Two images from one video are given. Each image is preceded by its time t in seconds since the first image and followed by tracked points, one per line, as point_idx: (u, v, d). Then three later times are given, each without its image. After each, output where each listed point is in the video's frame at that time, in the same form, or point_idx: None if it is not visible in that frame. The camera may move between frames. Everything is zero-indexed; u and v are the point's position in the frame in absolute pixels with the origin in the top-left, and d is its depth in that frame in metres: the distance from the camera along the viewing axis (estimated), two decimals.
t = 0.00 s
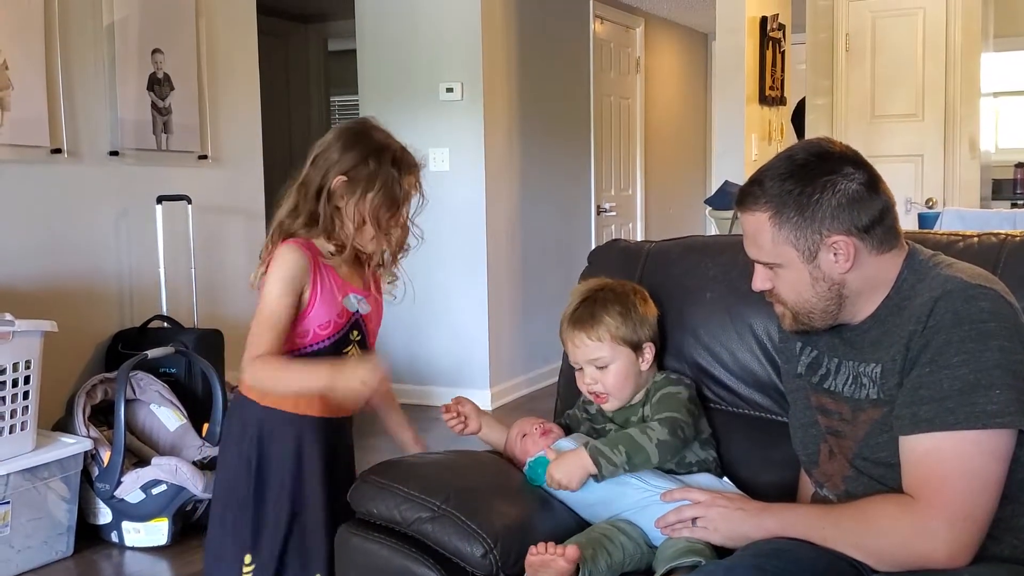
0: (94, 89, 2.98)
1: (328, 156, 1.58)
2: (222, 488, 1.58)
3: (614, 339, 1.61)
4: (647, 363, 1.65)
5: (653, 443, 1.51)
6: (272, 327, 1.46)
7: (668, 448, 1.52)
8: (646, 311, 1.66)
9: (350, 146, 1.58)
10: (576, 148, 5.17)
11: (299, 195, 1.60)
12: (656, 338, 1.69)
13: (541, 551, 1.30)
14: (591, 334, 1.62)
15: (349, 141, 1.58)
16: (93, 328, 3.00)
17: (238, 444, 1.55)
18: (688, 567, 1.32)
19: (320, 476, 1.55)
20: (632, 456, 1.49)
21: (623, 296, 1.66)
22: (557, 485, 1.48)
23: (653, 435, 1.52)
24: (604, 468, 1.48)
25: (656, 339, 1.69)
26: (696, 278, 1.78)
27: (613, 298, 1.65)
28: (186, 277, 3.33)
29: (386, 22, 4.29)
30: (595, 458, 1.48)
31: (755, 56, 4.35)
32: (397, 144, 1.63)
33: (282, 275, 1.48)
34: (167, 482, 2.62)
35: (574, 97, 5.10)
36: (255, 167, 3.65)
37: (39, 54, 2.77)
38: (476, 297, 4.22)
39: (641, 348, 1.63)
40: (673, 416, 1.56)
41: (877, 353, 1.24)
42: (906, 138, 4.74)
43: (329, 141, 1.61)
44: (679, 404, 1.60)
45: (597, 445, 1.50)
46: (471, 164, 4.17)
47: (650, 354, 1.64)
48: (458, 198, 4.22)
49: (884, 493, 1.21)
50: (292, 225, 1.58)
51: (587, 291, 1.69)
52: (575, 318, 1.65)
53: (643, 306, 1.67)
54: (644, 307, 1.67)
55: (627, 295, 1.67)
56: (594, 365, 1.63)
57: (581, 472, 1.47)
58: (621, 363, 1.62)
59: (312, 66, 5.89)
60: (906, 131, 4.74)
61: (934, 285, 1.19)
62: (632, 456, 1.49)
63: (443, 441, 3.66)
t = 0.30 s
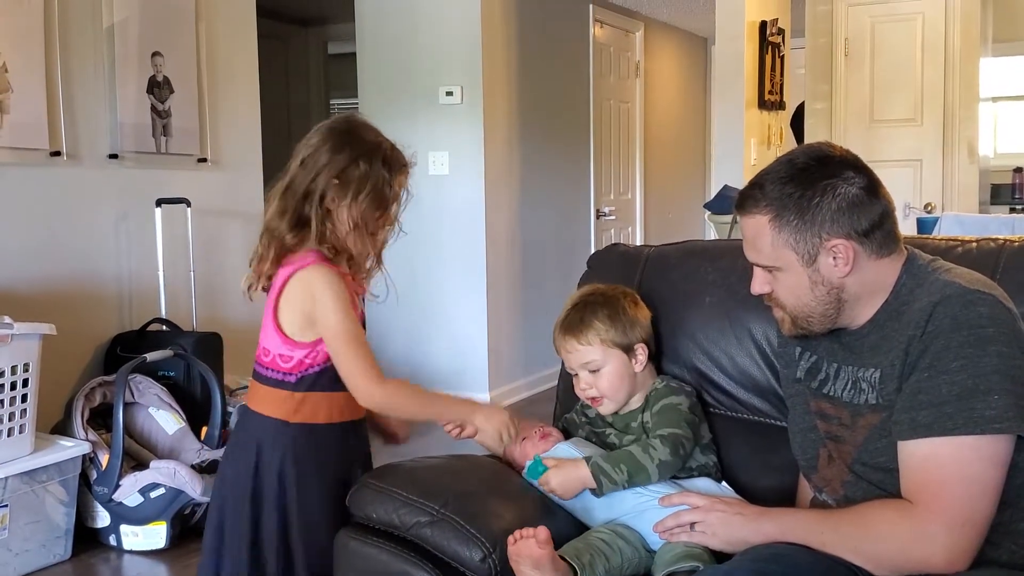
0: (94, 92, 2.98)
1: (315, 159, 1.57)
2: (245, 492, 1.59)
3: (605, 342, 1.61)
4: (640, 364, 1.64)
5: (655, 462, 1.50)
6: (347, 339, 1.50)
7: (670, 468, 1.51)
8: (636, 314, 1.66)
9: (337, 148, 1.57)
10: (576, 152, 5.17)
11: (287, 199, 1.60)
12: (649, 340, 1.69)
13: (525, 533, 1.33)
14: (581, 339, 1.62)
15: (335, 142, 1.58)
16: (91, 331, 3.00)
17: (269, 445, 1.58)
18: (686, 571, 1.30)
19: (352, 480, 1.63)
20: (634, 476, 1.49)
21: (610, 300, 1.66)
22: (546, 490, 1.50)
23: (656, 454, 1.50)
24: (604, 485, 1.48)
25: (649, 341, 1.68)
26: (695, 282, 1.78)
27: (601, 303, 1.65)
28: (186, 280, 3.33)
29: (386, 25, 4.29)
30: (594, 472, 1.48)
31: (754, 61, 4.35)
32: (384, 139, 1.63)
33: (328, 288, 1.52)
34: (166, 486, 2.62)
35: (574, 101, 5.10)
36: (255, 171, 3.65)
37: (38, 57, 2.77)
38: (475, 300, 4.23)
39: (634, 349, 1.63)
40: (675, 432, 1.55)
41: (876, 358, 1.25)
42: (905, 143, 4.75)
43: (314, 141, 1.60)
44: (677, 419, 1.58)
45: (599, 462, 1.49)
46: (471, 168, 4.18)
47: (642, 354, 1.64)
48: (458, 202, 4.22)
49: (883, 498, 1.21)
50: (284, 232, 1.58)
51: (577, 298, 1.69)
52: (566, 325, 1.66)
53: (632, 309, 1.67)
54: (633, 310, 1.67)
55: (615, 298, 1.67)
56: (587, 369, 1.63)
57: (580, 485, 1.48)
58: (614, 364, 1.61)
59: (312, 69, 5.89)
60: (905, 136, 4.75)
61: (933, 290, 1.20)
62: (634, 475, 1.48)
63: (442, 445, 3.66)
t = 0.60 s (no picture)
0: (93, 95, 2.98)
1: (362, 166, 1.65)
2: (297, 483, 1.64)
3: (623, 343, 1.61)
4: (655, 370, 1.63)
5: (657, 473, 1.49)
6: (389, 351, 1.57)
7: (671, 479, 1.51)
8: (657, 318, 1.66)
9: (383, 156, 1.66)
10: (576, 157, 5.18)
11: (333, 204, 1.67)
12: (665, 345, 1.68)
13: (529, 527, 1.33)
14: (599, 336, 1.62)
15: (380, 150, 1.66)
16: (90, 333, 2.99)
17: (318, 432, 1.65)
18: None
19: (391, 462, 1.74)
20: (635, 483, 1.48)
21: (634, 301, 1.66)
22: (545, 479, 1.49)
23: (658, 465, 1.50)
24: (604, 488, 1.48)
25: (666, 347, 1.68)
26: (694, 287, 1.78)
27: (624, 303, 1.65)
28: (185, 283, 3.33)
29: (386, 29, 4.30)
30: (597, 474, 1.48)
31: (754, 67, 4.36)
32: (421, 146, 1.72)
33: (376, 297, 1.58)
34: (163, 490, 2.61)
35: (574, 106, 5.10)
36: (255, 174, 3.65)
37: (39, 60, 2.77)
38: (474, 304, 4.23)
39: (650, 354, 1.62)
40: (679, 445, 1.54)
41: (874, 364, 1.25)
42: (904, 149, 4.76)
43: (358, 148, 1.67)
44: (684, 431, 1.57)
45: (602, 464, 1.49)
46: (470, 172, 4.18)
47: (657, 360, 1.63)
48: (457, 206, 4.22)
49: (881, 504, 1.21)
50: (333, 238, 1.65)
51: (601, 294, 1.69)
52: (586, 320, 1.66)
53: (654, 313, 1.66)
54: (655, 314, 1.66)
55: (639, 300, 1.67)
56: (601, 367, 1.63)
57: (581, 484, 1.47)
58: (627, 368, 1.61)
59: (312, 73, 5.90)
60: (905, 141, 4.75)
61: (931, 296, 1.19)
62: (635, 484, 1.48)
63: (440, 449, 3.65)
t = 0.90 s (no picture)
0: (92, 95, 2.98)
1: (384, 161, 1.65)
2: (334, 485, 1.66)
3: (648, 342, 1.60)
4: (675, 374, 1.62)
5: (667, 482, 1.49)
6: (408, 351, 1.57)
7: (677, 490, 1.50)
8: (688, 322, 1.65)
9: (404, 152, 1.66)
10: (576, 158, 5.18)
11: (354, 201, 1.66)
12: (693, 352, 1.67)
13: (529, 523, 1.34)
14: (626, 331, 1.62)
15: (400, 146, 1.66)
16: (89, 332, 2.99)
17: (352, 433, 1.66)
18: None
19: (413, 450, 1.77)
20: (642, 487, 1.48)
21: (670, 302, 1.65)
22: (556, 466, 1.51)
23: (669, 475, 1.49)
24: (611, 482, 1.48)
25: (692, 352, 1.66)
26: (693, 289, 1.78)
27: (658, 302, 1.64)
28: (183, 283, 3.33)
29: (386, 30, 4.30)
30: (607, 469, 1.48)
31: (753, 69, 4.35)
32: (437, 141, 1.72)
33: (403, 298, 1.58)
34: (161, 490, 2.61)
35: (573, 106, 5.10)
36: (254, 174, 3.65)
37: (37, 59, 2.76)
38: (473, 305, 4.22)
39: (673, 358, 1.61)
40: (692, 457, 1.54)
41: (872, 364, 1.24)
42: (904, 151, 4.76)
43: (377, 144, 1.67)
44: (699, 443, 1.56)
45: (614, 461, 1.49)
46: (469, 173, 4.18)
47: (680, 364, 1.62)
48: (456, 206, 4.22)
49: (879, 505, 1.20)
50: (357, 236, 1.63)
51: (639, 288, 1.68)
52: (616, 311, 1.65)
53: (687, 318, 1.66)
54: (687, 319, 1.65)
55: (673, 301, 1.65)
56: (622, 361, 1.62)
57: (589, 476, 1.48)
58: (649, 366, 1.60)
59: (312, 74, 5.90)
60: (904, 144, 4.76)
61: (928, 297, 1.19)
62: (641, 488, 1.48)
63: (439, 450, 3.65)
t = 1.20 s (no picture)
0: (93, 96, 2.98)
1: (382, 160, 1.65)
2: (332, 485, 1.66)
3: (664, 341, 1.61)
4: (694, 372, 1.65)
5: (732, 471, 1.57)
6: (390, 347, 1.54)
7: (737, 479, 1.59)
8: (704, 321, 1.65)
9: (403, 149, 1.65)
10: (576, 160, 5.18)
11: (354, 202, 1.67)
12: (709, 349, 1.68)
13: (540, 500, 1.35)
14: (642, 332, 1.62)
15: (399, 143, 1.66)
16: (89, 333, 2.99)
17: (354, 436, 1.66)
18: None
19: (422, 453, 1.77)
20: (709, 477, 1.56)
21: (684, 302, 1.65)
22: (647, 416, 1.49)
23: (736, 464, 1.57)
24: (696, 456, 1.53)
25: (709, 350, 1.68)
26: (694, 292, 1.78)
27: (673, 301, 1.64)
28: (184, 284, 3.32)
29: (387, 32, 4.30)
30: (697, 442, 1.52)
31: (754, 71, 4.35)
32: (437, 134, 1.71)
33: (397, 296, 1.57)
34: (161, 491, 2.61)
35: (573, 109, 5.10)
36: (254, 175, 3.65)
37: (38, 60, 2.77)
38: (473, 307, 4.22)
39: (691, 356, 1.63)
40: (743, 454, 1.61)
41: (872, 368, 1.24)
42: (904, 154, 4.76)
43: (376, 142, 1.67)
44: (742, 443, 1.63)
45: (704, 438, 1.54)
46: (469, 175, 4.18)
47: (698, 363, 1.64)
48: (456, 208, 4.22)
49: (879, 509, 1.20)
50: (358, 236, 1.63)
51: (654, 289, 1.68)
52: (630, 313, 1.66)
53: (703, 316, 1.66)
54: (702, 317, 1.65)
55: (688, 301, 1.65)
56: (639, 362, 1.64)
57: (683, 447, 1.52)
58: (667, 365, 1.62)
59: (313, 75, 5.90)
60: (904, 147, 4.76)
61: (929, 301, 1.19)
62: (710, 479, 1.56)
63: (439, 452, 3.65)
